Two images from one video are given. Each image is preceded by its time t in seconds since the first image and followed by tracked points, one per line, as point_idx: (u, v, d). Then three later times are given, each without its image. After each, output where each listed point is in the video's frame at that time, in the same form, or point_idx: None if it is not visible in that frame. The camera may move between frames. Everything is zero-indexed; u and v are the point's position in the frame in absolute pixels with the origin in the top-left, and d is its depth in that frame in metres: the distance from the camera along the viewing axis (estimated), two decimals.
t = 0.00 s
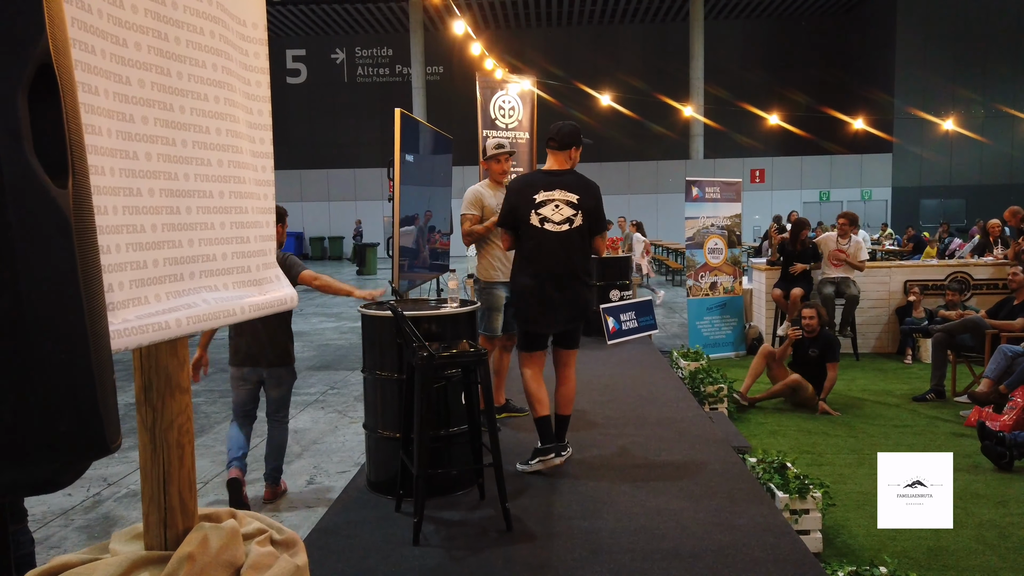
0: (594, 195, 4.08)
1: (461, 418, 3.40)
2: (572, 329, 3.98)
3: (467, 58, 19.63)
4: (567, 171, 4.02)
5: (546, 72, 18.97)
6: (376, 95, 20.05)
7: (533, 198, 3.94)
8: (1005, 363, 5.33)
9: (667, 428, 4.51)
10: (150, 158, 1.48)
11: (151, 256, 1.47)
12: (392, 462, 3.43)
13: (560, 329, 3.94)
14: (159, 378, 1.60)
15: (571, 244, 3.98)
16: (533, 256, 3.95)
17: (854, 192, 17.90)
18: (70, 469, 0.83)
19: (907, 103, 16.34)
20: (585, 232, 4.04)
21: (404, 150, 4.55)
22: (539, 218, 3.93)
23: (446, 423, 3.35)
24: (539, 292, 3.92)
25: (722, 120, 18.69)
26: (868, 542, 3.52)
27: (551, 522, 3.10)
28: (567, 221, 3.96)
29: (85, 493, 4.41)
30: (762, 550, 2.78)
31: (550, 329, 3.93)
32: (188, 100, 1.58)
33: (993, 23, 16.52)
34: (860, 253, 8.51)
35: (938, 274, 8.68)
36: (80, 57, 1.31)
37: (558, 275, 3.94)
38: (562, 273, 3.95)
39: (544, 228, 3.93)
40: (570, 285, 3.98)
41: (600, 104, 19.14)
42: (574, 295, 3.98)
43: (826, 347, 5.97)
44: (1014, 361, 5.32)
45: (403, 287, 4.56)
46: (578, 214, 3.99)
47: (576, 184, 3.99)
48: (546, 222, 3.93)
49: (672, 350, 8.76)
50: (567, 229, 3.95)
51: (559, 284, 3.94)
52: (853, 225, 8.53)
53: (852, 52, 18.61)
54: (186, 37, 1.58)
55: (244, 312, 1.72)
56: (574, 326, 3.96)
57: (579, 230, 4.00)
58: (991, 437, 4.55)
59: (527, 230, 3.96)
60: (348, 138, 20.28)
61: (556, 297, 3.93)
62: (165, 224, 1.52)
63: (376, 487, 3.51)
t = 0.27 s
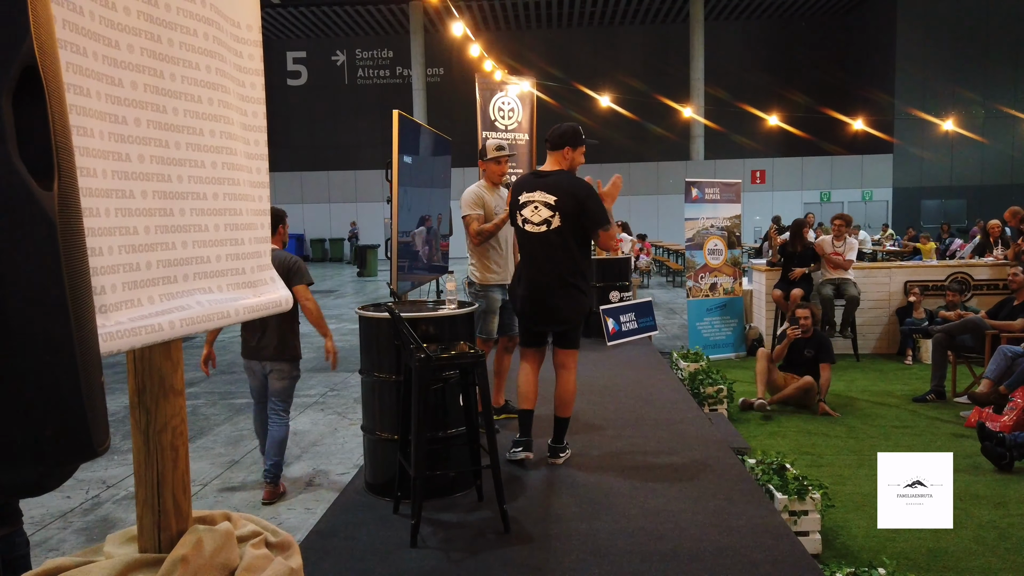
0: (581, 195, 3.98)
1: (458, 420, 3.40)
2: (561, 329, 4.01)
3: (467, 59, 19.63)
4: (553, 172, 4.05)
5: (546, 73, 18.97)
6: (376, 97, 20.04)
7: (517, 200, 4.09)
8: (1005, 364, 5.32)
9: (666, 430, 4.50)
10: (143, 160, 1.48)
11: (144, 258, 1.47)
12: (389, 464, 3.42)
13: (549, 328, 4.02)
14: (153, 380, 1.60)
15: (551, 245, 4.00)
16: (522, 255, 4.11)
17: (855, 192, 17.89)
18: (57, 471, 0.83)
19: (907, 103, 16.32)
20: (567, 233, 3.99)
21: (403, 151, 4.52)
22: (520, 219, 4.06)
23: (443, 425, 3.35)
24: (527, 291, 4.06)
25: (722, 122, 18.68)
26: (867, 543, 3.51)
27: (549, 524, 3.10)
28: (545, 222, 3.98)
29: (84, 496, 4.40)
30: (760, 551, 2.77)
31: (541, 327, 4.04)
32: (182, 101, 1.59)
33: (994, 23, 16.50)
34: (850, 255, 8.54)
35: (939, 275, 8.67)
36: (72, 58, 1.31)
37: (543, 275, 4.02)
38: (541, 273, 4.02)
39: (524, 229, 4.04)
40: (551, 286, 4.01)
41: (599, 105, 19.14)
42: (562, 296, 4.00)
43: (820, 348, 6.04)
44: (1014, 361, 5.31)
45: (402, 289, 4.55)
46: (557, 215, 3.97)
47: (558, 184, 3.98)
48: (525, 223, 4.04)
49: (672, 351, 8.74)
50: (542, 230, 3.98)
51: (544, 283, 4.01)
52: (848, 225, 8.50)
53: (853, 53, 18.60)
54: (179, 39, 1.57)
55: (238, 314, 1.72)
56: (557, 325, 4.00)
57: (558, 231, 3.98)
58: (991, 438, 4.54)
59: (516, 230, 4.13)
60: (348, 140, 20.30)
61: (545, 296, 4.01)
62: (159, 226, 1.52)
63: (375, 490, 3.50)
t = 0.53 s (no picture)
0: (565, 197, 4.06)
1: (456, 421, 3.39)
2: (541, 327, 4.10)
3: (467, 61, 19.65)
4: (547, 174, 4.18)
5: (547, 74, 18.98)
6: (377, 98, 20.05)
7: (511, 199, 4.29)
8: (1006, 364, 5.30)
9: (664, 431, 4.49)
10: (133, 161, 1.47)
11: (135, 260, 1.47)
12: (386, 465, 3.42)
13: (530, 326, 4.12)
14: (144, 382, 1.60)
15: (535, 244, 4.13)
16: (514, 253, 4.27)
17: (856, 193, 17.89)
18: (39, 473, 0.83)
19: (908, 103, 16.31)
20: (549, 233, 4.10)
21: (402, 152, 4.50)
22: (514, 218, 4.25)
23: (440, 427, 3.34)
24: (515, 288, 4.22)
25: (722, 122, 18.68)
26: (866, 544, 3.50)
27: (546, 525, 3.09)
28: (530, 221, 4.13)
29: (83, 497, 4.40)
30: (758, 552, 2.76)
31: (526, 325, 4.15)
32: (173, 102, 1.58)
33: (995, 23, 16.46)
34: (846, 252, 8.61)
35: (939, 275, 8.66)
36: (61, 59, 1.30)
37: (528, 273, 4.14)
38: (525, 272, 4.16)
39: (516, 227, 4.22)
40: (531, 284, 4.12)
41: (599, 106, 19.15)
42: (544, 295, 4.09)
43: (811, 347, 6.16)
44: (1014, 361, 5.28)
45: (400, 290, 4.53)
46: (540, 216, 4.10)
47: (546, 185, 4.11)
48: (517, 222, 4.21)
49: (672, 352, 8.73)
50: (529, 229, 4.14)
51: (528, 281, 4.13)
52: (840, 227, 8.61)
53: (853, 53, 18.57)
54: (170, 39, 1.57)
55: (230, 316, 1.71)
56: (535, 323, 4.09)
57: (540, 230, 4.10)
58: (990, 438, 4.52)
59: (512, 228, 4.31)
60: (349, 141, 20.31)
61: (530, 294, 4.13)
62: (150, 227, 1.51)
63: (372, 491, 3.49)
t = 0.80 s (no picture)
0: (569, 197, 4.07)
1: (452, 419, 3.39)
2: (537, 326, 4.11)
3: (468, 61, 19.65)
4: (548, 173, 4.16)
5: (547, 74, 18.98)
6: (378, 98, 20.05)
7: (509, 197, 4.22)
8: (1005, 362, 5.29)
9: (662, 429, 4.48)
10: (121, 158, 1.47)
11: (124, 256, 1.46)
12: (382, 464, 3.41)
13: (527, 325, 4.11)
14: (133, 380, 1.59)
15: (535, 244, 4.11)
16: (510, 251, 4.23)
17: (858, 192, 17.88)
18: (17, 468, 0.83)
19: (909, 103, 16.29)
20: (552, 233, 4.09)
21: (400, 152, 4.47)
22: (512, 215, 4.19)
23: (437, 425, 3.34)
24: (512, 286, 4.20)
25: (722, 122, 18.67)
26: (864, 543, 3.49)
27: (542, 524, 3.09)
28: (532, 220, 4.11)
29: (80, 497, 4.40)
30: (754, 551, 2.75)
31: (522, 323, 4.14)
32: (162, 99, 1.58)
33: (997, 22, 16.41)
34: (846, 252, 8.53)
35: (939, 274, 8.65)
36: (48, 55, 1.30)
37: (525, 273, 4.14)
38: (524, 271, 4.14)
39: (514, 225, 4.18)
40: (530, 284, 4.12)
41: (599, 106, 19.14)
42: (542, 294, 4.09)
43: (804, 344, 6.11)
44: (1013, 360, 5.27)
45: (397, 289, 4.51)
46: (543, 215, 4.09)
47: (548, 185, 4.09)
48: (515, 220, 4.17)
49: (672, 351, 8.72)
50: (530, 228, 4.12)
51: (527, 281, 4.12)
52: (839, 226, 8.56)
53: (854, 52, 18.53)
54: (159, 35, 1.57)
55: (221, 313, 1.71)
56: (532, 321, 4.10)
57: (543, 230, 4.09)
58: (989, 438, 4.50)
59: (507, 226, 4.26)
60: (350, 141, 20.31)
61: (525, 293, 4.13)
62: (139, 224, 1.51)
63: (369, 489, 3.49)
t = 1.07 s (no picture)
0: (569, 196, 4.12)
1: (449, 419, 3.39)
2: (538, 326, 4.12)
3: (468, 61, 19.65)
4: (544, 173, 4.17)
5: (547, 74, 18.98)
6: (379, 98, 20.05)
7: (504, 198, 4.17)
8: (1004, 363, 5.28)
9: (661, 429, 4.49)
10: (116, 157, 1.47)
11: (118, 255, 1.46)
12: (380, 463, 3.42)
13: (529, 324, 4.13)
14: (128, 378, 1.59)
15: (537, 244, 4.11)
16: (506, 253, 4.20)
17: (858, 192, 17.88)
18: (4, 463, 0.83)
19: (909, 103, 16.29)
20: (554, 232, 4.11)
21: (400, 151, 4.45)
22: (508, 217, 4.16)
23: (435, 424, 3.34)
24: (509, 288, 4.17)
25: (722, 122, 18.68)
26: (862, 543, 3.49)
27: (539, 523, 3.09)
28: (532, 220, 4.11)
29: (80, 496, 4.41)
30: (750, 550, 2.75)
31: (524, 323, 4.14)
32: (157, 98, 1.58)
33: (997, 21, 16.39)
34: (848, 251, 8.47)
35: (939, 274, 8.64)
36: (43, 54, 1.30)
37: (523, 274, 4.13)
38: (524, 272, 4.13)
39: (511, 226, 4.15)
40: (533, 284, 4.12)
41: (599, 105, 19.15)
42: (542, 293, 4.11)
43: (800, 343, 6.06)
44: (1012, 360, 5.26)
45: (396, 288, 4.51)
46: (545, 214, 4.10)
47: (547, 185, 4.11)
48: (513, 221, 4.15)
49: (671, 351, 8.72)
50: (530, 228, 4.12)
51: (528, 282, 4.12)
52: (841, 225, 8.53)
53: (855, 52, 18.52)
54: (154, 35, 1.57)
55: (216, 312, 1.71)
56: (534, 321, 4.10)
57: (545, 229, 4.10)
58: (987, 438, 4.50)
59: (501, 227, 4.22)
60: (351, 140, 20.31)
61: (525, 293, 4.12)
62: (133, 223, 1.51)
63: (366, 489, 3.49)
